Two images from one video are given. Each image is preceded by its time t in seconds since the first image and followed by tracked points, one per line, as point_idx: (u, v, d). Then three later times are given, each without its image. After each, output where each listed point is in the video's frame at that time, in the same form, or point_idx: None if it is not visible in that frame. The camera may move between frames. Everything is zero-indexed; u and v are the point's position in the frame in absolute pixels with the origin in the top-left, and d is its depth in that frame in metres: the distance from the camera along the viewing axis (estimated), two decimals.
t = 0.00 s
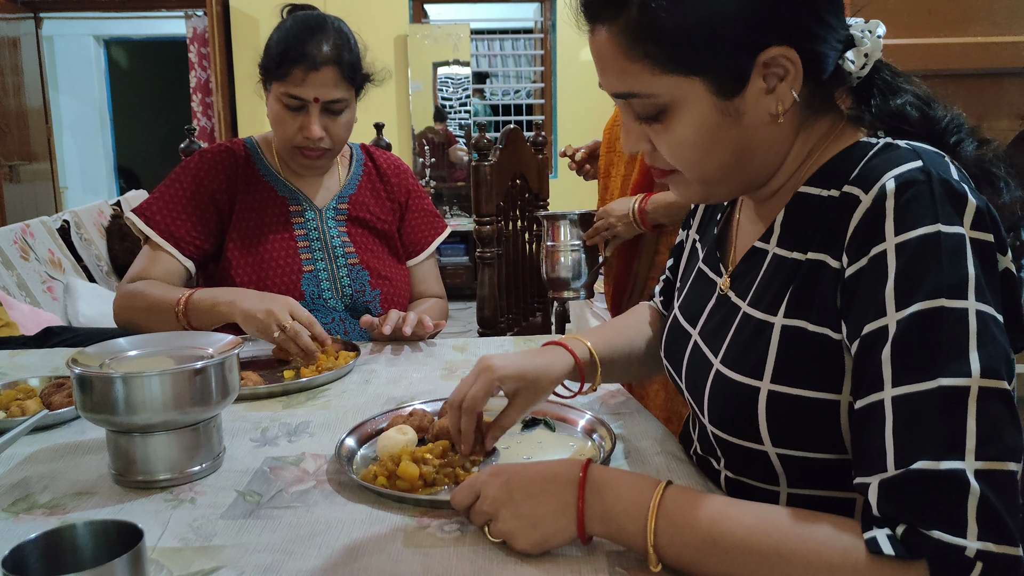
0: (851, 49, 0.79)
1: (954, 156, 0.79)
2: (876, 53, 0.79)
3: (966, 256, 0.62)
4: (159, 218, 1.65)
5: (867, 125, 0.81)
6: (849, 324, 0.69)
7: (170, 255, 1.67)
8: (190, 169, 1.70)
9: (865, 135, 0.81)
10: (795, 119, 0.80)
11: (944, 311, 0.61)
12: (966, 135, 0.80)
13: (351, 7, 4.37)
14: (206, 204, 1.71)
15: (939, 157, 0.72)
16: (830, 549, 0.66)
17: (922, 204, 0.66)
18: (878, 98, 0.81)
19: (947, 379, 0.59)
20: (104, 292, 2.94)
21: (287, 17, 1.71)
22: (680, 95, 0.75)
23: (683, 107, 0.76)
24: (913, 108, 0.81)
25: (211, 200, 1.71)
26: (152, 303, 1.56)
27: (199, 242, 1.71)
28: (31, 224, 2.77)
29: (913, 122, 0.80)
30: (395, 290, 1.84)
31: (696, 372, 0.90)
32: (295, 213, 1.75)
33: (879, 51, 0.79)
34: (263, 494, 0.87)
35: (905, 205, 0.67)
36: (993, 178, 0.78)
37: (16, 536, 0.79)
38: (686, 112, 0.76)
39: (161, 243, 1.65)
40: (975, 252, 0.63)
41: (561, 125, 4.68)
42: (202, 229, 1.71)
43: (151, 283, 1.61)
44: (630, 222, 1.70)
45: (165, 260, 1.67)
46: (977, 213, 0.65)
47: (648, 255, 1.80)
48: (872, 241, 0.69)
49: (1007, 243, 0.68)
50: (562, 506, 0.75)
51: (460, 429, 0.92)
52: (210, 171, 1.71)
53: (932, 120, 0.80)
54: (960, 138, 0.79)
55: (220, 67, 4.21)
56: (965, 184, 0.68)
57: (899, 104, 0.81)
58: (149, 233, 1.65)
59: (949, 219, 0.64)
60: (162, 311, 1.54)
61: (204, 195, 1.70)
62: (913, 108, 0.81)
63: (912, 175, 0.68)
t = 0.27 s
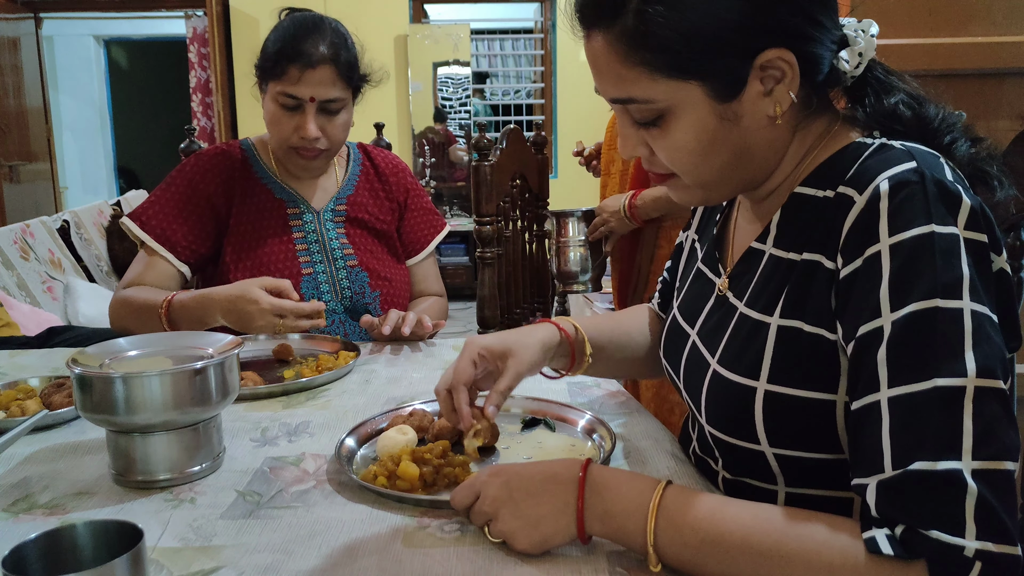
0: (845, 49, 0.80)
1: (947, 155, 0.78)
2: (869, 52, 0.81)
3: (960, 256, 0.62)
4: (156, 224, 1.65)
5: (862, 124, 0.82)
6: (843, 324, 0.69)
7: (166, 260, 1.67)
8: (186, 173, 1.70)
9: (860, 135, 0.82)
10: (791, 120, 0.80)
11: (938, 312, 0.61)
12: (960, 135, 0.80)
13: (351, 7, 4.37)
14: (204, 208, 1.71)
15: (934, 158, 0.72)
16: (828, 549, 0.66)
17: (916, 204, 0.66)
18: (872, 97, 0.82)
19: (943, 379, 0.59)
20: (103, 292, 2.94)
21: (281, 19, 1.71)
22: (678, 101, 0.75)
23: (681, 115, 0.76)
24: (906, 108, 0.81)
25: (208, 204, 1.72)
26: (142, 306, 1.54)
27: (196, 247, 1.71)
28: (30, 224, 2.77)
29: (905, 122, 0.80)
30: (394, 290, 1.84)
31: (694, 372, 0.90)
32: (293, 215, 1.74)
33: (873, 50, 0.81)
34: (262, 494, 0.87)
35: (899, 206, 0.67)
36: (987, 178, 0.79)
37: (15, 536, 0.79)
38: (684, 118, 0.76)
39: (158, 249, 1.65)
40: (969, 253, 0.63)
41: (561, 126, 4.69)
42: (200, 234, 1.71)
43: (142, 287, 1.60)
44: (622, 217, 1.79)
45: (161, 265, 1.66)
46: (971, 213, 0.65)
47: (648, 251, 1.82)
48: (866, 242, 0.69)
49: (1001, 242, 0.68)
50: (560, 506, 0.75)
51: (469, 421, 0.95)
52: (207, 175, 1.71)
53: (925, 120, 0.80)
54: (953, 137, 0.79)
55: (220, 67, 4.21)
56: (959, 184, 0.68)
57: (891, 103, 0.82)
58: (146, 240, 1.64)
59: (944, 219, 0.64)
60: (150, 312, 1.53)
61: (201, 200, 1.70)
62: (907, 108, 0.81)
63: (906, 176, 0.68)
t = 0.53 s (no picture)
0: (845, 49, 0.80)
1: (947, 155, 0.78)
2: (869, 52, 0.81)
3: (961, 255, 0.62)
4: (151, 229, 1.64)
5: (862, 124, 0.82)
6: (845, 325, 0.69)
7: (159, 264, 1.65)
8: (180, 177, 1.70)
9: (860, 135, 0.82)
10: (790, 120, 0.80)
11: (938, 312, 0.61)
12: (960, 134, 0.79)
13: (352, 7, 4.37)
14: (199, 212, 1.71)
15: (934, 157, 0.72)
16: (829, 549, 0.66)
17: (917, 204, 0.66)
18: (872, 97, 0.83)
19: (944, 380, 0.59)
20: (103, 292, 2.94)
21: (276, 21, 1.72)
22: (678, 99, 0.75)
23: (680, 113, 0.76)
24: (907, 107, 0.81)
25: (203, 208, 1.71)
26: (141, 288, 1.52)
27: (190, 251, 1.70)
28: (31, 224, 2.76)
29: (905, 121, 0.80)
30: (393, 292, 1.85)
31: (694, 373, 0.90)
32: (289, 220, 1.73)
33: (872, 51, 0.81)
34: (262, 494, 0.87)
35: (899, 206, 0.67)
36: (988, 177, 0.79)
37: (15, 536, 0.79)
38: (684, 117, 0.76)
39: (151, 254, 1.64)
40: (970, 253, 0.63)
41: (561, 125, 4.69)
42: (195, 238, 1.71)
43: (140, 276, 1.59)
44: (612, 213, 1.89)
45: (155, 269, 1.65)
46: (972, 213, 0.65)
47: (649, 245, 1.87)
48: (867, 242, 0.69)
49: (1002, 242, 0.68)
50: (560, 505, 0.75)
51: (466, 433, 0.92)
52: (202, 179, 1.71)
53: (924, 120, 0.80)
54: (953, 136, 0.78)
55: (220, 67, 4.21)
56: (959, 184, 0.68)
57: (892, 102, 0.82)
58: (139, 245, 1.63)
59: (944, 219, 0.64)
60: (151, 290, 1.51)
61: (196, 204, 1.70)
62: (908, 107, 0.81)
63: (907, 176, 0.68)
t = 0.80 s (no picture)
0: (842, 50, 0.80)
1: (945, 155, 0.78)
2: (867, 53, 0.81)
3: (958, 255, 0.62)
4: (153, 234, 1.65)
5: (859, 125, 0.82)
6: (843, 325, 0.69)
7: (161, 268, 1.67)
8: (178, 180, 1.70)
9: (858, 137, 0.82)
10: (790, 120, 0.80)
11: (936, 312, 0.61)
12: (957, 134, 0.80)
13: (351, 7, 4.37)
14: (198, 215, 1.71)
15: (932, 157, 0.72)
16: (827, 549, 0.66)
17: (914, 204, 0.66)
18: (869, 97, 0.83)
19: (942, 380, 0.59)
20: (103, 292, 2.94)
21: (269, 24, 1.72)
22: (676, 99, 0.75)
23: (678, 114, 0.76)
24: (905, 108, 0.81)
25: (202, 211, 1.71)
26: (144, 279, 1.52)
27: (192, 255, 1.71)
28: (31, 224, 2.76)
29: (902, 122, 0.80)
30: (393, 294, 1.85)
31: (692, 373, 0.90)
32: (288, 222, 1.72)
33: (870, 51, 0.81)
34: (262, 494, 0.87)
35: (896, 206, 0.67)
36: (986, 177, 0.78)
37: (16, 536, 0.79)
38: (683, 118, 0.76)
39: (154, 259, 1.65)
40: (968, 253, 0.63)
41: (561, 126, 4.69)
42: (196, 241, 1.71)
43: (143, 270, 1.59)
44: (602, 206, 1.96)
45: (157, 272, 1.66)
46: (970, 213, 0.65)
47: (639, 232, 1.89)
48: (864, 242, 0.69)
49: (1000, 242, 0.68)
50: (559, 505, 0.75)
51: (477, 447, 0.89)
52: (199, 182, 1.71)
53: (922, 120, 0.80)
54: (951, 137, 0.79)
55: (220, 67, 4.21)
56: (957, 183, 0.68)
57: (890, 103, 0.82)
58: (142, 250, 1.64)
59: (942, 219, 0.64)
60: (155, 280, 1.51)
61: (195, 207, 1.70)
62: (906, 107, 0.81)
63: (904, 176, 0.68)
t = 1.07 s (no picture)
0: (836, 50, 0.80)
1: (942, 156, 0.78)
2: (861, 53, 0.81)
3: (954, 255, 0.62)
4: (149, 235, 1.65)
5: (855, 125, 0.82)
6: (840, 326, 0.69)
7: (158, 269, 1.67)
8: (175, 183, 1.70)
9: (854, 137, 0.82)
10: (784, 121, 0.80)
11: (934, 312, 0.61)
12: (954, 134, 0.79)
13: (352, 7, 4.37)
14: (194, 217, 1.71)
15: (928, 158, 0.72)
16: (826, 549, 0.66)
17: (909, 204, 0.66)
18: (864, 98, 0.83)
19: (940, 380, 0.59)
20: (103, 292, 2.94)
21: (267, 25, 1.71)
22: (673, 99, 0.75)
23: (674, 115, 0.76)
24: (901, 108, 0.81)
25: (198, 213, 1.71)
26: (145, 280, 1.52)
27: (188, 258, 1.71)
28: (31, 224, 2.76)
29: (899, 122, 0.80)
30: (392, 295, 1.85)
31: (690, 374, 0.90)
32: (284, 223, 1.72)
33: (865, 51, 0.81)
34: (261, 494, 0.87)
35: (892, 206, 0.67)
36: (983, 177, 0.78)
37: (15, 536, 0.79)
38: (677, 118, 0.75)
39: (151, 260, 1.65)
40: (965, 252, 0.63)
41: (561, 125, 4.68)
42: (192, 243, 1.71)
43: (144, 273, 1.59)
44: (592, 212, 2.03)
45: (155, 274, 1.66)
46: (966, 212, 0.65)
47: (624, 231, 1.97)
48: (860, 243, 0.69)
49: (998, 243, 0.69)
50: (558, 505, 0.75)
51: (469, 450, 0.90)
52: (196, 183, 1.71)
53: (919, 121, 0.80)
54: (948, 137, 0.79)
55: (220, 67, 4.21)
56: (952, 183, 0.68)
57: (886, 103, 0.81)
58: (139, 251, 1.64)
59: (938, 219, 0.64)
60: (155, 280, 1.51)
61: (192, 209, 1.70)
62: (902, 108, 0.81)
63: (900, 176, 0.68)
